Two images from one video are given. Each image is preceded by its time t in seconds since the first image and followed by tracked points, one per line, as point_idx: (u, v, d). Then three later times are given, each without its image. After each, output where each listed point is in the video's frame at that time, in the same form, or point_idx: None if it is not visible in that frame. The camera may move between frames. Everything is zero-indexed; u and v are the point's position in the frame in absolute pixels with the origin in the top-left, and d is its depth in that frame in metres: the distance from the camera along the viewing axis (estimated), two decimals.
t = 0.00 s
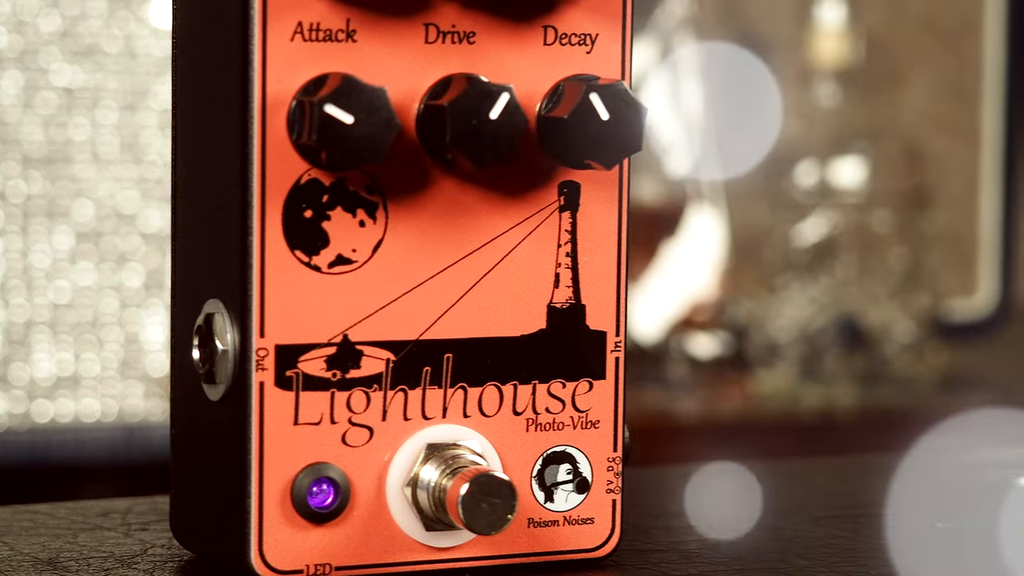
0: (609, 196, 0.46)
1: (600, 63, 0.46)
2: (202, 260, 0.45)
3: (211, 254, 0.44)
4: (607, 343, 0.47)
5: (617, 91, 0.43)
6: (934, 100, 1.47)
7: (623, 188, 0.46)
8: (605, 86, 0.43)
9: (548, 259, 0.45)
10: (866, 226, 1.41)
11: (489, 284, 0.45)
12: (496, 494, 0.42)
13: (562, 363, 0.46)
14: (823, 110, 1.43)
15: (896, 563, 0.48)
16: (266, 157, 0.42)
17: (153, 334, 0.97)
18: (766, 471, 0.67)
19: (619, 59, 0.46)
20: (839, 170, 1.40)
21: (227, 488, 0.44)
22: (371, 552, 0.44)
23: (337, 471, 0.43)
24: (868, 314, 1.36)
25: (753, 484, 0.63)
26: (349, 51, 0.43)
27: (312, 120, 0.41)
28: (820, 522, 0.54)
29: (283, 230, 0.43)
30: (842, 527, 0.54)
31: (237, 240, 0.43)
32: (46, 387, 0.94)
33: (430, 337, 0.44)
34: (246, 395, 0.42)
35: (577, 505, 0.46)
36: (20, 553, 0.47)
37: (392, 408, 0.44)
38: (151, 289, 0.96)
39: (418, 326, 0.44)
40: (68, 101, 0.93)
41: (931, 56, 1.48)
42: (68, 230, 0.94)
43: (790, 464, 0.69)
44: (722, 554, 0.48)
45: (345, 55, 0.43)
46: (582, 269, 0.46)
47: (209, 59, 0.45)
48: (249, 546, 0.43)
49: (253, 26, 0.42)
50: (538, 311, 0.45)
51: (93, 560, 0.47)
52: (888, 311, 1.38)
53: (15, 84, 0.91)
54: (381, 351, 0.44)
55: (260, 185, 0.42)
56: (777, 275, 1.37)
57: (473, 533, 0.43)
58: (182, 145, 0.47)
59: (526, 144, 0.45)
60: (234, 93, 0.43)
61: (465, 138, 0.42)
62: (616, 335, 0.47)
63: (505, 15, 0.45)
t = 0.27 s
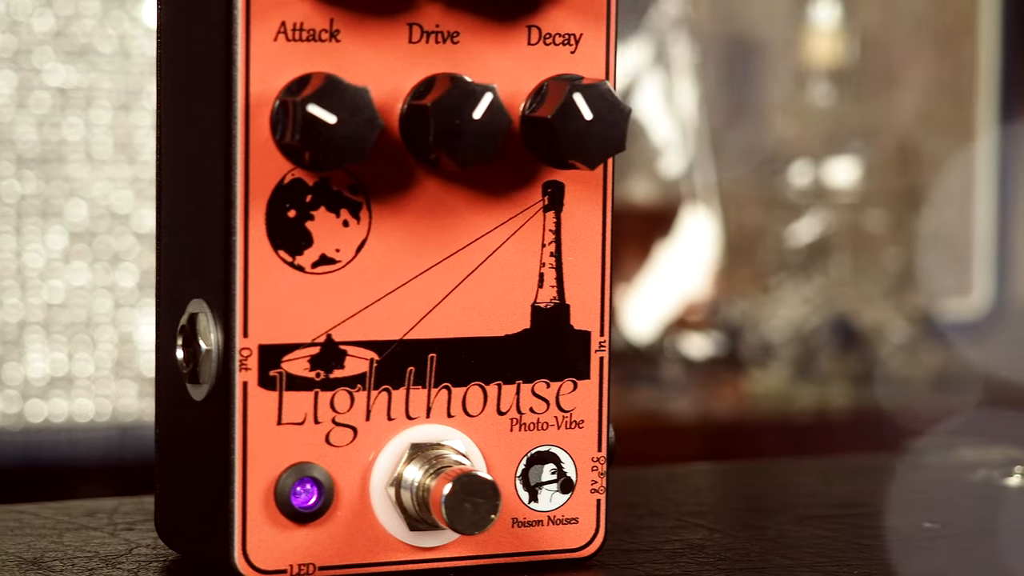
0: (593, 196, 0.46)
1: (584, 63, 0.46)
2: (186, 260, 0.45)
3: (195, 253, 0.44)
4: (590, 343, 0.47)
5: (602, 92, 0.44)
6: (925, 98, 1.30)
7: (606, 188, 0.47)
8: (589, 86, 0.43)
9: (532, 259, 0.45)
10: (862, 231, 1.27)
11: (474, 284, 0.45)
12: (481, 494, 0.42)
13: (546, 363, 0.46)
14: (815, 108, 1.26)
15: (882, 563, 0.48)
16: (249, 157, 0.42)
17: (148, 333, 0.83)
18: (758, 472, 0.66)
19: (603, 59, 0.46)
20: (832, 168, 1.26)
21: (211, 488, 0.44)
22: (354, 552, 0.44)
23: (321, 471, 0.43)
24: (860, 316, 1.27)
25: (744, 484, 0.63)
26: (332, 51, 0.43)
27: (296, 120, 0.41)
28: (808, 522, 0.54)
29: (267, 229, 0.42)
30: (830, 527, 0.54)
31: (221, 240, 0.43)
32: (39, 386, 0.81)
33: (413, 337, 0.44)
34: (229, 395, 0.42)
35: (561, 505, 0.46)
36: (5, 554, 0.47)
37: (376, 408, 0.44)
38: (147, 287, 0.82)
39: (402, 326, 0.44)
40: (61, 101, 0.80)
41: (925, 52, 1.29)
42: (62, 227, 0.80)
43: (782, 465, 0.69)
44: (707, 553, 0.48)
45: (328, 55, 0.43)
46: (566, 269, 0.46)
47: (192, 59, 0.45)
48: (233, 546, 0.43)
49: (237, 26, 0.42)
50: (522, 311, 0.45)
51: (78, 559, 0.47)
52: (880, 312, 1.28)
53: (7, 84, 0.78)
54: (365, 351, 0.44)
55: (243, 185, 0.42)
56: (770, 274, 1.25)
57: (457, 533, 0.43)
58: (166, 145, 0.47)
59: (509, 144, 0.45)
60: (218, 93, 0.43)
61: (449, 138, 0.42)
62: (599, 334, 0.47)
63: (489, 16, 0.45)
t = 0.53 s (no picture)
0: (577, 196, 0.46)
1: (566, 63, 0.46)
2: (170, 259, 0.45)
3: (179, 253, 0.44)
4: (574, 342, 0.47)
5: (584, 91, 0.43)
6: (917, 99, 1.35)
7: (590, 188, 0.47)
8: (572, 86, 0.43)
9: (515, 259, 0.45)
10: (854, 230, 1.36)
11: (457, 283, 0.45)
12: (463, 493, 0.42)
13: (530, 362, 0.46)
14: (808, 109, 1.35)
15: (866, 563, 0.47)
16: (231, 158, 0.42)
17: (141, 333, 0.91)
18: (741, 470, 0.67)
19: (587, 59, 0.46)
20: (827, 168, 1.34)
21: (195, 488, 0.44)
22: (337, 552, 0.44)
23: (304, 471, 0.43)
24: (857, 314, 1.36)
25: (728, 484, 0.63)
26: (315, 51, 0.43)
27: (277, 119, 0.41)
28: (793, 522, 0.54)
29: (249, 229, 0.42)
30: (814, 527, 0.54)
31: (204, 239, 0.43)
32: (33, 386, 0.88)
33: (396, 337, 0.44)
34: (212, 394, 0.42)
35: (544, 505, 0.46)
36: None
37: (359, 407, 0.44)
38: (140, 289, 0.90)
39: (385, 326, 0.44)
40: (55, 102, 0.86)
41: (915, 54, 1.34)
42: (56, 230, 0.87)
43: (766, 464, 0.69)
44: (691, 553, 0.48)
45: (311, 55, 0.43)
46: (549, 269, 0.46)
47: (176, 58, 0.45)
48: (215, 546, 0.42)
49: (219, 26, 0.42)
50: (505, 311, 0.45)
51: (62, 559, 0.47)
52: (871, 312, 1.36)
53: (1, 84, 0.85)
54: (348, 351, 0.44)
55: (226, 185, 0.42)
56: (765, 275, 1.37)
57: (440, 533, 0.43)
58: (151, 144, 0.47)
59: (492, 143, 0.45)
60: (201, 93, 0.43)
61: (432, 138, 0.42)
62: (583, 334, 0.47)
63: (472, 15, 0.45)
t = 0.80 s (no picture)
0: (560, 195, 0.46)
1: (549, 62, 0.46)
2: (152, 258, 0.45)
3: (161, 252, 0.44)
4: (557, 342, 0.47)
5: (566, 91, 0.44)
6: (914, 96, 1.16)
7: (573, 188, 0.47)
8: (554, 86, 0.43)
9: (498, 258, 0.45)
10: (850, 230, 1.20)
11: (440, 283, 0.45)
12: (444, 493, 0.42)
13: (512, 361, 0.46)
14: (801, 110, 1.18)
15: (848, 563, 0.47)
16: (213, 157, 0.42)
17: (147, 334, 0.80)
18: (733, 471, 0.66)
19: (569, 59, 0.46)
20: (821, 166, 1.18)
21: (177, 488, 0.44)
22: (320, 552, 0.44)
23: (286, 470, 0.43)
24: (851, 316, 1.21)
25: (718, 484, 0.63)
26: (296, 50, 0.43)
27: (259, 119, 0.41)
28: (778, 522, 0.54)
29: (231, 229, 0.42)
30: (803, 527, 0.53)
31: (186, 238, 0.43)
32: (25, 387, 0.76)
33: (379, 336, 0.44)
34: (194, 394, 0.42)
35: (527, 504, 0.46)
36: None
37: (342, 406, 0.44)
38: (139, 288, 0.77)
39: (367, 326, 0.44)
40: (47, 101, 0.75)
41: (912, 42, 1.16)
42: (48, 230, 0.76)
43: (758, 465, 0.69)
44: (673, 552, 0.48)
45: (292, 54, 0.43)
46: (532, 268, 0.46)
47: (158, 57, 0.44)
48: (198, 545, 0.43)
49: (201, 25, 0.42)
50: (488, 310, 0.45)
51: (46, 559, 0.47)
52: (869, 312, 1.21)
53: None
54: (330, 350, 0.44)
55: (208, 184, 0.42)
56: (758, 273, 1.22)
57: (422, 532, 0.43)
58: (133, 144, 0.47)
59: (475, 142, 0.45)
60: (183, 92, 0.43)
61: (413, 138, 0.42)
62: (566, 333, 0.47)
63: (455, 15, 0.45)
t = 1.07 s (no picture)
0: (543, 195, 0.46)
1: (532, 62, 0.46)
2: (136, 258, 0.45)
3: (144, 251, 0.44)
4: (540, 342, 0.47)
5: (549, 90, 0.44)
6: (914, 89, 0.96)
7: (556, 187, 0.47)
8: (537, 85, 0.44)
9: (481, 258, 0.45)
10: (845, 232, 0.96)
11: (423, 282, 0.45)
12: (426, 493, 0.42)
13: (496, 360, 0.46)
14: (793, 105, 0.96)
15: (829, 563, 0.48)
16: (194, 157, 0.42)
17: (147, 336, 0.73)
18: (724, 471, 0.66)
19: (552, 59, 0.46)
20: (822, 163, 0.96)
21: (159, 487, 0.44)
22: (302, 552, 0.44)
23: (269, 470, 0.43)
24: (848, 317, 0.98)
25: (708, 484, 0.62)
26: (279, 49, 0.43)
27: (241, 119, 0.41)
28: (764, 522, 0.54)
29: (213, 229, 0.42)
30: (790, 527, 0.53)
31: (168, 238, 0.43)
32: (17, 388, 0.68)
33: (361, 336, 0.44)
34: (176, 394, 0.42)
35: (511, 504, 0.46)
36: None
37: (324, 406, 0.44)
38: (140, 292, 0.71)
39: (350, 325, 0.44)
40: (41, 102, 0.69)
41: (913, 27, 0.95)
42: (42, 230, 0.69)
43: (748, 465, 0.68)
44: (656, 553, 0.48)
45: (275, 53, 0.43)
46: (515, 268, 0.46)
47: (141, 57, 0.44)
48: (180, 545, 0.43)
49: (183, 24, 0.42)
50: (471, 309, 0.45)
51: (30, 558, 0.46)
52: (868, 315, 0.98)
53: None
54: (312, 350, 0.44)
55: (190, 184, 0.42)
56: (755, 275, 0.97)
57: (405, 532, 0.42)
58: (116, 143, 0.47)
59: (457, 142, 0.45)
60: (165, 92, 0.43)
61: (395, 137, 0.42)
62: (549, 333, 0.47)
63: (438, 14, 0.45)
